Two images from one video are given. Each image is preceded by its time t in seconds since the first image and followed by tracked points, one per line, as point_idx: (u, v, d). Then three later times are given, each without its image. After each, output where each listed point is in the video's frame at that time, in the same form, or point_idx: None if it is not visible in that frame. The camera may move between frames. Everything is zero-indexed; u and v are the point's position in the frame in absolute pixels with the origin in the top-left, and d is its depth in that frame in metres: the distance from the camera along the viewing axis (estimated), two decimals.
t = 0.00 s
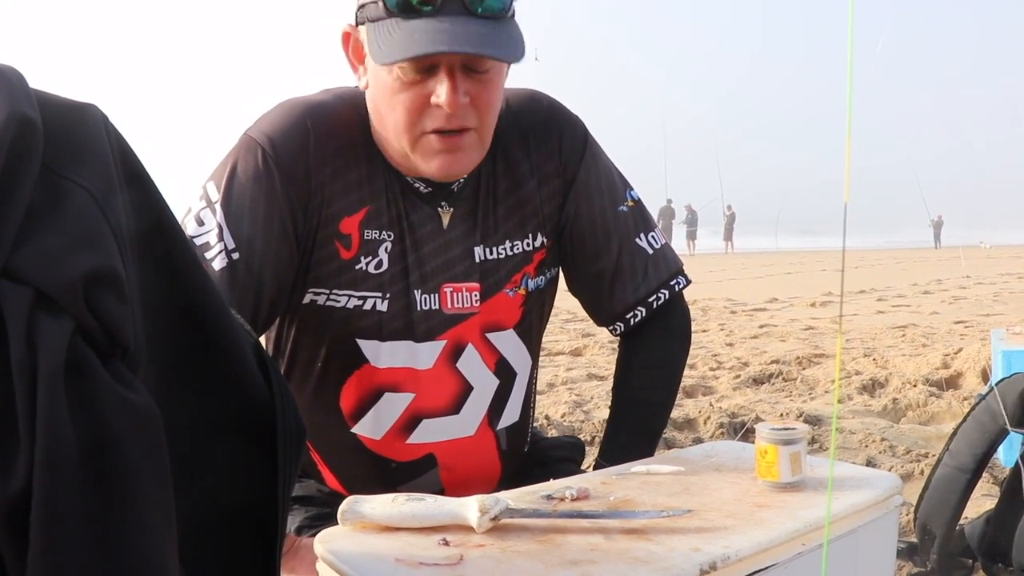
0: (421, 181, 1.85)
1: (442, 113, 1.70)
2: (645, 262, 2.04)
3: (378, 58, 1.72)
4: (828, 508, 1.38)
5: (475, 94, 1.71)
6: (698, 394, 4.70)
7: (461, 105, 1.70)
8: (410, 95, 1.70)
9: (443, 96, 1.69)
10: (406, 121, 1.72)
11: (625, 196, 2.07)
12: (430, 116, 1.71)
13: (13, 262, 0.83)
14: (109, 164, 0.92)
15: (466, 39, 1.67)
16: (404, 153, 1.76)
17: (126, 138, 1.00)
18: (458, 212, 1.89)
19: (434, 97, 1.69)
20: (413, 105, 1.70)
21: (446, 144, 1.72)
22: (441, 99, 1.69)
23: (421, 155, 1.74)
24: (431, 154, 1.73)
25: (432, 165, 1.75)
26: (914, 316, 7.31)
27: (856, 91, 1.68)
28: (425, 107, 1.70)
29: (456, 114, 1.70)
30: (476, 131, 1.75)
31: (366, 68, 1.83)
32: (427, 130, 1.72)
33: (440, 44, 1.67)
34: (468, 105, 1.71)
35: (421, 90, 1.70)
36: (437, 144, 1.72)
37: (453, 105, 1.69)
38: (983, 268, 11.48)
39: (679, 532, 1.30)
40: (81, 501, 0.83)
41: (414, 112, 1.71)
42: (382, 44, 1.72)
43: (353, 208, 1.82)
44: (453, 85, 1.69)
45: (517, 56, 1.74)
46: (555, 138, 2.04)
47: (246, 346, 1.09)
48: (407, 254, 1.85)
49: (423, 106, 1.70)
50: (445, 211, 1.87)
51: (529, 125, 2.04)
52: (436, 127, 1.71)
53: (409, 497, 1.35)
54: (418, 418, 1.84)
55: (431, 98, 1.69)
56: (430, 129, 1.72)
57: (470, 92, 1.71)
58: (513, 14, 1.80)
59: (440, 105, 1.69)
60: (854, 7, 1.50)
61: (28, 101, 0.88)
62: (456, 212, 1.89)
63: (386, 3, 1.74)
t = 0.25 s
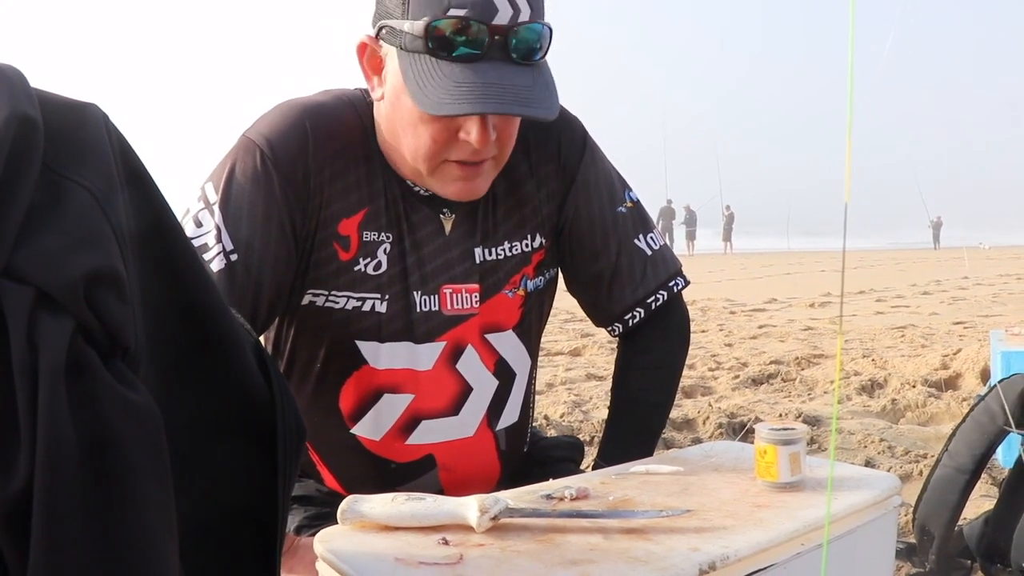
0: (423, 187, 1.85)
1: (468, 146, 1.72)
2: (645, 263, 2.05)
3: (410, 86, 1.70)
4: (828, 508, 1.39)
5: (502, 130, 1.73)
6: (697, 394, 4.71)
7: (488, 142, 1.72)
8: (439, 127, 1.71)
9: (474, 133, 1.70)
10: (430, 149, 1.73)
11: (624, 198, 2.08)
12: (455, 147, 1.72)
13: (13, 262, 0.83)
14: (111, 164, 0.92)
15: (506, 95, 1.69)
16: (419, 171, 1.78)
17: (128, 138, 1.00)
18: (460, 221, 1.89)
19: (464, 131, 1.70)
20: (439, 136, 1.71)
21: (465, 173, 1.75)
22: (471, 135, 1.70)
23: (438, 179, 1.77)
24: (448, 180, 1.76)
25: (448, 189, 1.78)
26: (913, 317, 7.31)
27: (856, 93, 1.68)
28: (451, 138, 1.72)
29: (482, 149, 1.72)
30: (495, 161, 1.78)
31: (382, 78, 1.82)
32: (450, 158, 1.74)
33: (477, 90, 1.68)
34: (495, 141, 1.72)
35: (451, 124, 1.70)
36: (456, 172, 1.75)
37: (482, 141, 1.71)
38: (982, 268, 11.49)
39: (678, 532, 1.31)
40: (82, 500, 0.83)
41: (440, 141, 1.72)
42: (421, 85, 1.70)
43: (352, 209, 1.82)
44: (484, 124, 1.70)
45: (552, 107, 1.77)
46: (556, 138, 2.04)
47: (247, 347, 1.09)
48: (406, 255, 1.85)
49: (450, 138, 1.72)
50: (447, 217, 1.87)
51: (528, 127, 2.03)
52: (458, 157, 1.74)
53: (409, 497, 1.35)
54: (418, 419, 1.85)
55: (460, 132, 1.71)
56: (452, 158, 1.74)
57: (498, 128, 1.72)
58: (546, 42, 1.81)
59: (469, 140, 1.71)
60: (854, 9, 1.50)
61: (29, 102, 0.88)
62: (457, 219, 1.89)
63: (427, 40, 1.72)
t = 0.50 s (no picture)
0: (422, 188, 1.86)
1: (482, 143, 1.74)
2: (643, 263, 2.05)
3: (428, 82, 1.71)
4: (824, 510, 1.39)
5: (514, 129, 1.75)
6: (695, 395, 4.71)
7: (501, 139, 1.73)
8: (454, 124, 1.72)
9: (488, 130, 1.71)
10: (444, 147, 1.74)
11: (622, 198, 2.08)
12: (469, 144, 1.74)
13: (15, 263, 0.83)
14: (112, 166, 0.93)
15: (526, 91, 1.71)
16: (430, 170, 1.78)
17: (129, 140, 1.00)
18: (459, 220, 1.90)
19: (478, 128, 1.72)
20: (455, 132, 1.72)
21: (476, 171, 1.77)
22: (485, 132, 1.71)
23: (449, 177, 1.77)
24: (459, 178, 1.77)
25: (458, 188, 1.78)
26: (911, 319, 7.32)
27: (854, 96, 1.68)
28: (466, 135, 1.73)
29: (495, 145, 1.74)
30: (504, 161, 1.80)
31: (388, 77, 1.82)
32: (463, 156, 1.75)
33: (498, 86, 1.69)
34: (507, 140, 1.75)
35: (465, 121, 1.72)
36: (468, 169, 1.76)
37: (496, 137, 1.72)
38: (980, 271, 11.49)
39: (675, 533, 1.31)
40: (81, 501, 0.84)
41: (454, 139, 1.73)
42: (439, 82, 1.71)
43: (350, 209, 1.83)
44: (498, 120, 1.71)
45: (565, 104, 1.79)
46: (554, 139, 2.04)
47: (247, 347, 1.10)
48: (405, 254, 1.86)
49: (464, 135, 1.73)
50: (446, 218, 1.88)
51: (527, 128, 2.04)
52: (471, 154, 1.75)
53: (407, 497, 1.36)
54: (417, 418, 1.85)
55: (475, 129, 1.72)
56: (465, 156, 1.75)
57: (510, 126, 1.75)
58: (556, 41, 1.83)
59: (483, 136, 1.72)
60: (852, 14, 1.50)
61: (32, 104, 0.89)
62: (456, 219, 1.90)
63: (445, 37, 1.73)
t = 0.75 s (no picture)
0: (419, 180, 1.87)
1: (465, 133, 1.74)
2: (639, 262, 2.06)
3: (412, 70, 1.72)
4: (821, 514, 1.40)
5: (498, 119, 1.75)
6: (693, 398, 4.72)
7: (485, 130, 1.73)
8: (438, 114, 1.72)
9: (471, 120, 1.72)
10: (428, 136, 1.74)
11: (620, 198, 2.08)
12: (453, 134, 1.74)
13: (15, 263, 0.84)
14: (113, 166, 0.93)
15: (504, 80, 1.71)
16: (416, 159, 1.79)
17: (129, 140, 1.00)
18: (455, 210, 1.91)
19: (461, 119, 1.72)
20: (438, 121, 1.73)
21: (460, 161, 1.77)
22: (468, 122, 1.72)
23: (434, 166, 1.78)
24: (444, 168, 1.77)
25: (443, 178, 1.79)
26: (910, 323, 7.32)
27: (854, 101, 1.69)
28: (450, 124, 1.74)
29: (479, 137, 1.74)
30: (491, 152, 1.79)
31: (383, 67, 1.83)
32: (447, 146, 1.75)
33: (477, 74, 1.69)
34: (492, 130, 1.75)
35: (449, 111, 1.72)
36: (452, 160, 1.76)
37: (479, 129, 1.72)
38: (979, 275, 11.50)
39: (672, 536, 1.32)
40: (82, 501, 0.84)
41: (438, 129, 1.74)
42: (422, 70, 1.72)
43: (346, 202, 1.83)
44: (482, 111, 1.71)
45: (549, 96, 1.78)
46: (556, 138, 2.05)
47: (246, 348, 1.10)
48: (402, 248, 1.86)
49: (448, 125, 1.74)
50: (444, 212, 1.89)
51: (527, 125, 2.05)
52: (455, 144, 1.75)
53: (405, 499, 1.36)
54: (414, 412, 1.85)
55: (459, 119, 1.72)
56: (449, 146, 1.76)
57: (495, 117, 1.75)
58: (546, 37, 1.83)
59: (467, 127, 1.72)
60: (852, 20, 1.51)
61: (33, 104, 0.89)
62: (453, 213, 1.90)
63: (430, 28, 1.74)
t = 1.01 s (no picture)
0: (407, 156, 1.89)
1: (447, 95, 1.74)
2: (625, 248, 2.06)
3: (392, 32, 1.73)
4: (821, 513, 1.40)
5: (479, 81, 1.75)
6: (693, 398, 4.72)
7: (466, 90, 1.73)
8: (419, 75, 1.73)
9: (452, 79, 1.72)
10: (411, 98, 1.75)
11: (608, 185, 2.10)
12: (435, 96, 1.74)
13: (16, 263, 0.84)
14: (113, 166, 0.93)
15: (481, 32, 1.70)
16: (400, 125, 1.80)
17: (129, 141, 1.01)
18: (444, 188, 1.92)
19: (443, 79, 1.72)
20: (420, 84, 1.73)
21: (443, 125, 1.77)
22: (449, 82, 1.72)
23: (417, 131, 1.78)
24: (427, 132, 1.78)
25: (427, 142, 1.79)
26: (909, 322, 7.32)
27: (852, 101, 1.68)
28: (432, 86, 1.74)
29: (461, 97, 1.74)
30: (474, 117, 1.79)
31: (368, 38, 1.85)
32: (429, 108, 1.76)
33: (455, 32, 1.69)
34: (473, 92, 1.75)
35: (430, 71, 1.73)
36: (434, 123, 1.77)
37: (460, 88, 1.72)
38: (978, 275, 11.51)
39: (673, 535, 1.32)
40: (83, 502, 0.84)
41: (420, 90, 1.74)
42: (402, 27, 1.72)
43: (327, 184, 1.84)
44: (462, 70, 1.72)
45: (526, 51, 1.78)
46: (550, 128, 2.08)
47: (246, 347, 1.10)
48: (389, 228, 1.86)
49: (430, 87, 1.74)
50: (432, 185, 1.91)
51: (516, 113, 2.07)
52: (438, 108, 1.76)
53: (405, 498, 1.36)
54: (412, 393, 1.84)
55: (440, 80, 1.73)
56: (432, 109, 1.76)
57: (476, 78, 1.75)
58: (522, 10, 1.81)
59: (448, 87, 1.72)
60: (850, 19, 1.51)
61: (33, 104, 0.89)
62: (442, 185, 1.92)
63: None
